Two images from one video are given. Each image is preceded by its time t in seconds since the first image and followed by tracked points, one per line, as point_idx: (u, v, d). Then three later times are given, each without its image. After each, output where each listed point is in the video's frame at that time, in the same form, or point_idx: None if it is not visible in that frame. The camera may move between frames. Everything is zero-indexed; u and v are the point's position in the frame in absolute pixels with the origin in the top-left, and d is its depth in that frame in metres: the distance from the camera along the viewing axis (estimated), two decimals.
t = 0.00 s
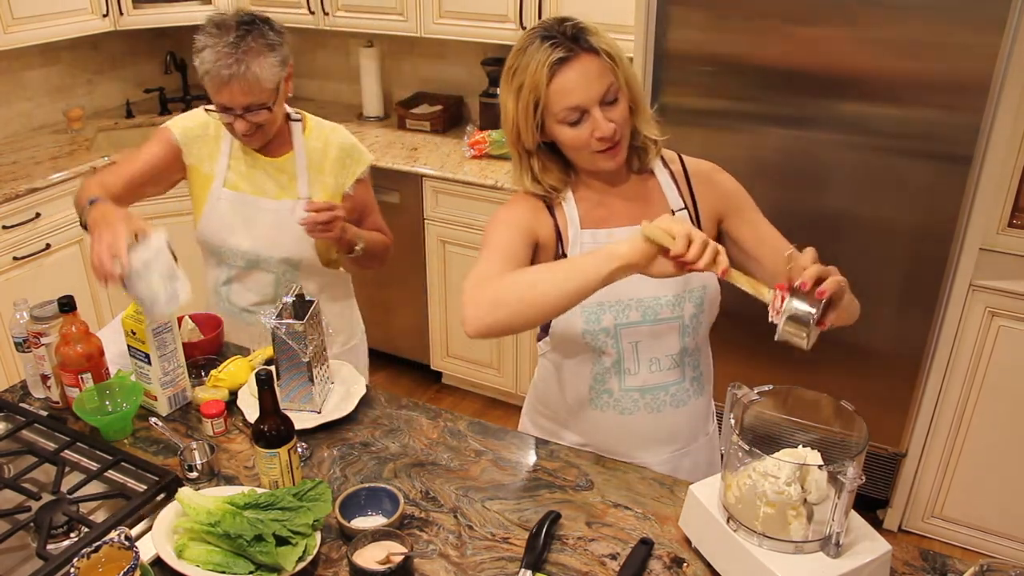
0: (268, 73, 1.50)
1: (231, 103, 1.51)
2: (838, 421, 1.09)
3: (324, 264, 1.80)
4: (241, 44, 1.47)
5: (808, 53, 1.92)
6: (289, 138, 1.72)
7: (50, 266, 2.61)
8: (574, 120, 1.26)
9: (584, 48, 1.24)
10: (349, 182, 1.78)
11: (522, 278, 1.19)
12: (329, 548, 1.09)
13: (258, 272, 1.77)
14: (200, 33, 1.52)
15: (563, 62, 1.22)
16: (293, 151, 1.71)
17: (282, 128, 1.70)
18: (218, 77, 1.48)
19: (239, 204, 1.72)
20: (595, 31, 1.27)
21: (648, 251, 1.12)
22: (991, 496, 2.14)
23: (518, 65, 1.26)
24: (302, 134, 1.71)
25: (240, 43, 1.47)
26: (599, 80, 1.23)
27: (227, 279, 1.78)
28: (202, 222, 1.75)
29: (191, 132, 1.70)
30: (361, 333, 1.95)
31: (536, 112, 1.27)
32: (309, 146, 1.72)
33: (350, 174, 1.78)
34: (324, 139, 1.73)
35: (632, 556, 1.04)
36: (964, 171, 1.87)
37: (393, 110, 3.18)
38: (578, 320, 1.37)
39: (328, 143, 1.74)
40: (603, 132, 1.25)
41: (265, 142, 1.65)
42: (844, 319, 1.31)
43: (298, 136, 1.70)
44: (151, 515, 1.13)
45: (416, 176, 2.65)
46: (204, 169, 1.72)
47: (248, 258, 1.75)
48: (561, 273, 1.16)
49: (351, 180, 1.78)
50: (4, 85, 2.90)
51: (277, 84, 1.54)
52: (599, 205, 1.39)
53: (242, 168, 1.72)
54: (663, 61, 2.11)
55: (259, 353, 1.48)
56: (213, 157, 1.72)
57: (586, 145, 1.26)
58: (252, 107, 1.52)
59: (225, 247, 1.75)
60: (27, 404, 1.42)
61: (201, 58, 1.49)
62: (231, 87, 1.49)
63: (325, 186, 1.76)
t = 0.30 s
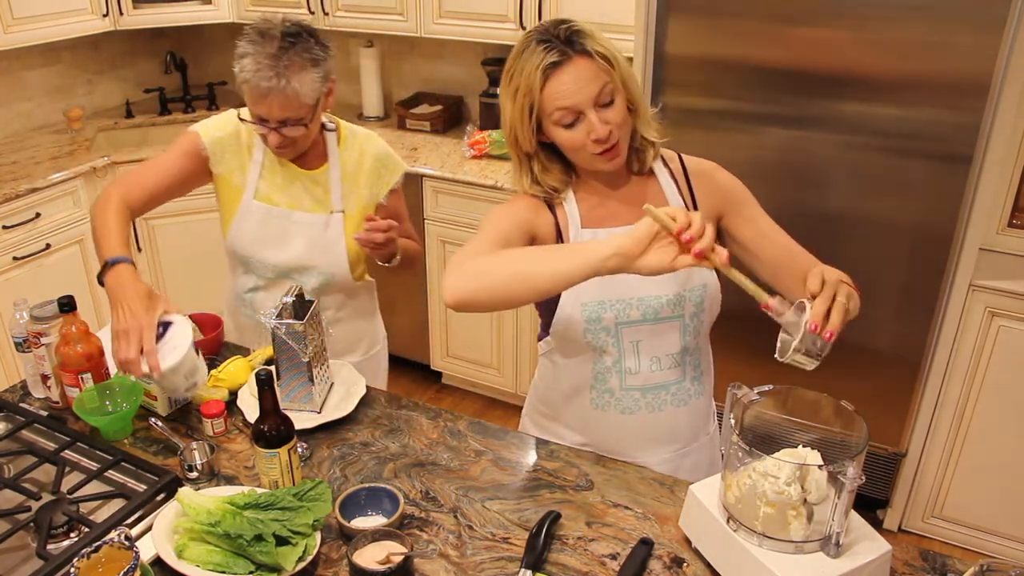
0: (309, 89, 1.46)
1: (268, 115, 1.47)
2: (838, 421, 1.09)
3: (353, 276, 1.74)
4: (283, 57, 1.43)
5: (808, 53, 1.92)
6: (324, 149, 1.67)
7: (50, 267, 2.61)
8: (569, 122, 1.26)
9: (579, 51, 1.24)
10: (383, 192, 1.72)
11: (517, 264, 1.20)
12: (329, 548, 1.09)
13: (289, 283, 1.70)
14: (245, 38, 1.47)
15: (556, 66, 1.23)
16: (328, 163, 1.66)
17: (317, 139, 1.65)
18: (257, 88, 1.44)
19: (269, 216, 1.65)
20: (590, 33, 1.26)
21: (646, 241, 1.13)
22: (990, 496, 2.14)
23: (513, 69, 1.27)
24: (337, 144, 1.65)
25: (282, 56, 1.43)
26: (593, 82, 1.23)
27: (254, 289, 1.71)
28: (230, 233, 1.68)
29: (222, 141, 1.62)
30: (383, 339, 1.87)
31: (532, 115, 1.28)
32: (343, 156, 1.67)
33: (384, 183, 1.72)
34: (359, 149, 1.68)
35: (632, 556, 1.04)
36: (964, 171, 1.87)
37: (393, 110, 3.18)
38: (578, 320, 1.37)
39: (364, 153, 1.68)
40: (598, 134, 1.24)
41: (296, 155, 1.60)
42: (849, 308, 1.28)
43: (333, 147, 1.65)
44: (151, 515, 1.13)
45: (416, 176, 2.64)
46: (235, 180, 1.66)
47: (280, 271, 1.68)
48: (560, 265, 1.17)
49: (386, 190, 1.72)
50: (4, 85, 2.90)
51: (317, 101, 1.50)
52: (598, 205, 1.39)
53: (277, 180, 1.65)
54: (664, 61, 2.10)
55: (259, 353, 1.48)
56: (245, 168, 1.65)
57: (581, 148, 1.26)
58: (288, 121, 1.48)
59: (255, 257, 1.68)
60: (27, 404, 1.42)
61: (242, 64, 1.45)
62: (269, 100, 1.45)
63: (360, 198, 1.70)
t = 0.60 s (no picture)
0: (329, 102, 1.43)
1: (286, 125, 1.45)
2: (838, 421, 1.09)
3: (367, 286, 1.73)
4: (305, 67, 1.40)
5: (808, 53, 1.92)
6: (343, 158, 1.66)
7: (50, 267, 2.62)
8: (568, 133, 1.26)
9: (579, 63, 1.23)
10: (401, 203, 1.72)
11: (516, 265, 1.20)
12: (329, 548, 1.09)
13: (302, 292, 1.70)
14: (268, 46, 1.44)
15: (556, 79, 1.22)
16: (347, 171, 1.65)
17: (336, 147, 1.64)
18: (277, 99, 1.41)
19: (285, 224, 1.65)
20: (591, 43, 1.25)
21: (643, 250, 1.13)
22: (990, 496, 2.14)
23: (513, 77, 1.27)
24: (355, 153, 1.64)
25: (303, 66, 1.40)
26: (593, 94, 1.23)
27: (268, 294, 1.71)
28: (246, 238, 1.67)
29: (240, 147, 1.61)
30: (393, 343, 1.89)
31: (530, 125, 1.28)
32: (362, 165, 1.66)
33: (402, 193, 1.72)
34: (378, 157, 1.68)
35: (632, 556, 1.04)
36: (964, 171, 1.87)
37: (393, 110, 3.18)
38: (576, 320, 1.38)
39: (383, 162, 1.68)
40: (596, 146, 1.25)
41: (315, 163, 1.58)
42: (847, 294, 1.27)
43: (353, 155, 1.64)
44: (151, 516, 1.13)
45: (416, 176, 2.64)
46: (251, 187, 1.64)
47: (295, 278, 1.68)
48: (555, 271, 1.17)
49: (403, 201, 1.72)
50: (4, 85, 2.90)
51: (337, 112, 1.47)
52: (596, 204, 1.39)
53: (296, 188, 1.64)
54: (663, 61, 2.10)
55: (260, 353, 1.48)
56: (262, 176, 1.64)
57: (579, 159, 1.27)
58: (305, 133, 1.46)
59: (270, 264, 1.67)
60: (27, 404, 1.42)
61: (262, 74, 1.42)
62: (286, 111, 1.42)
63: (378, 209, 1.70)
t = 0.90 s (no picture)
0: (334, 112, 1.42)
1: (293, 137, 1.44)
2: (838, 421, 1.09)
3: (373, 290, 1.74)
4: (309, 78, 1.39)
5: (807, 53, 1.92)
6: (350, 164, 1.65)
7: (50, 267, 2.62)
8: (567, 138, 1.26)
9: (576, 68, 1.23)
10: (406, 207, 1.72)
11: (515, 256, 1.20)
12: (329, 548, 1.09)
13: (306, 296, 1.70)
14: (272, 57, 1.44)
15: (554, 86, 1.22)
16: (353, 177, 1.65)
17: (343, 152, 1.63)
18: (283, 111, 1.40)
19: (290, 230, 1.65)
20: (587, 47, 1.25)
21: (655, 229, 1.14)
22: (990, 495, 2.14)
23: (511, 82, 1.26)
24: (361, 158, 1.64)
25: (307, 77, 1.39)
26: (591, 100, 1.23)
27: (273, 297, 1.71)
28: (252, 243, 1.67)
29: (245, 150, 1.60)
30: (396, 344, 1.89)
31: (529, 129, 1.29)
32: (369, 169, 1.66)
33: (408, 197, 1.71)
34: (384, 162, 1.67)
35: (632, 556, 1.04)
36: (964, 171, 1.87)
37: (393, 110, 3.18)
38: (575, 320, 1.38)
39: (389, 166, 1.67)
40: (595, 151, 1.25)
41: (323, 171, 1.57)
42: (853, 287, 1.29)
43: (359, 160, 1.63)
44: (151, 516, 1.13)
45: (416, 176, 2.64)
46: (256, 192, 1.64)
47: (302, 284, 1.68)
48: (557, 249, 1.18)
49: (409, 204, 1.72)
50: (4, 85, 2.90)
51: (343, 121, 1.46)
52: (595, 203, 1.39)
53: (301, 194, 1.64)
54: (663, 61, 2.10)
55: (260, 353, 1.48)
56: (268, 181, 1.64)
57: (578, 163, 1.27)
58: (311, 143, 1.46)
59: (275, 269, 1.68)
60: (27, 404, 1.42)
61: (267, 87, 1.41)
62: (291, 121, 1.41)
63: (384, 214, 1.69)
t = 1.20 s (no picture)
0: (327, 116, 1.42)
1: (286, 139, 1.44)
2: (838, 421, 1.09)
3: (373, 291, 1.74)
4: (304, 82, 1.40)
5: (807, 53, 1.92)
6: (348, 164, 1.65)
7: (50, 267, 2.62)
8: (567, 137, 1.26)
9: (575, 66, 1.23)
10: (405, 208, 1.72)
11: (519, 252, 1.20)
12: (329, 548, 1.09)
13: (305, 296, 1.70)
14: (269, 59, 1.44)
15: (553, 85, 1.22)
16: (353, 178, 1.65)
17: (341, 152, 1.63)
18: (276, 114, 1.40)
19: (290, 230, 1.65)
20: (586, 45, 1.25)
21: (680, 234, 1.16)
22: (990, 495, 2.14)
23: (510, 81, 1.26)
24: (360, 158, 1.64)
25: (302, 80, 1.40)
26: (590, 99, 1.23)
27: (272, 298, 1.71)
28: (250, 244, 1.67)
29: (243, 148, 1.61)
30: (395, 344, 1.89)
31: (528, 128, 1.28)
32: (368, 171, 1.66)
33: (407, 199, 1.71)
34: (383, 164, 1.67)
35: (632, 556, 1.04)
36: (964, 171, 1.87)
37: (393, 110, 3.17)
38: (575, 318, 1.38)
39: (389, 168, 1.68)
40: (595, 150, 1.25)
41: (318, 172, 1.56)
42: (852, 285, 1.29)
43: (358, 160, 1.64)
44: (151, 516, 1.13)
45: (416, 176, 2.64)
46: (255, 192, 1.64)
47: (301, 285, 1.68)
48: (560, 243, 1.18)
49: (408, 206, 1.72)
50: (3, 85, 2.90)
51: (338, 125, 1.46)
52: (595, 202, 1.39)
53: (299, 194, 1.65)
54: (663, 61, 2.10)
55: (260, 353, 1.48)
56: (268, 181, 1.64)
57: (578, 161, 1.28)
58: (303, 145, 1.45)
59: (273, 270, 1.68)
60: (27, 404, 1.42)
61: (263, 88, 1.42)
62: (284, 124, 1.41)
63: (384, 215, 1.70)
